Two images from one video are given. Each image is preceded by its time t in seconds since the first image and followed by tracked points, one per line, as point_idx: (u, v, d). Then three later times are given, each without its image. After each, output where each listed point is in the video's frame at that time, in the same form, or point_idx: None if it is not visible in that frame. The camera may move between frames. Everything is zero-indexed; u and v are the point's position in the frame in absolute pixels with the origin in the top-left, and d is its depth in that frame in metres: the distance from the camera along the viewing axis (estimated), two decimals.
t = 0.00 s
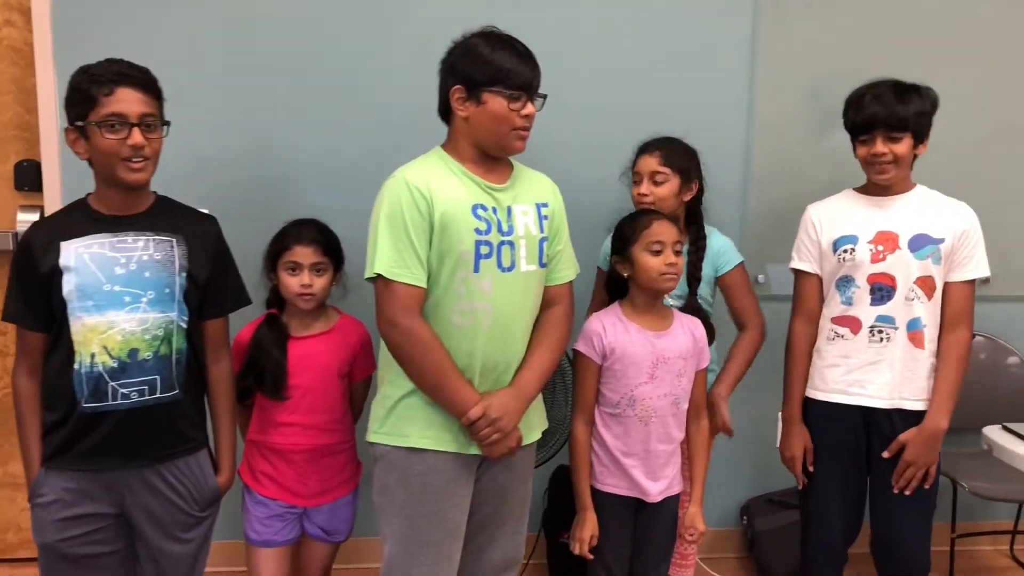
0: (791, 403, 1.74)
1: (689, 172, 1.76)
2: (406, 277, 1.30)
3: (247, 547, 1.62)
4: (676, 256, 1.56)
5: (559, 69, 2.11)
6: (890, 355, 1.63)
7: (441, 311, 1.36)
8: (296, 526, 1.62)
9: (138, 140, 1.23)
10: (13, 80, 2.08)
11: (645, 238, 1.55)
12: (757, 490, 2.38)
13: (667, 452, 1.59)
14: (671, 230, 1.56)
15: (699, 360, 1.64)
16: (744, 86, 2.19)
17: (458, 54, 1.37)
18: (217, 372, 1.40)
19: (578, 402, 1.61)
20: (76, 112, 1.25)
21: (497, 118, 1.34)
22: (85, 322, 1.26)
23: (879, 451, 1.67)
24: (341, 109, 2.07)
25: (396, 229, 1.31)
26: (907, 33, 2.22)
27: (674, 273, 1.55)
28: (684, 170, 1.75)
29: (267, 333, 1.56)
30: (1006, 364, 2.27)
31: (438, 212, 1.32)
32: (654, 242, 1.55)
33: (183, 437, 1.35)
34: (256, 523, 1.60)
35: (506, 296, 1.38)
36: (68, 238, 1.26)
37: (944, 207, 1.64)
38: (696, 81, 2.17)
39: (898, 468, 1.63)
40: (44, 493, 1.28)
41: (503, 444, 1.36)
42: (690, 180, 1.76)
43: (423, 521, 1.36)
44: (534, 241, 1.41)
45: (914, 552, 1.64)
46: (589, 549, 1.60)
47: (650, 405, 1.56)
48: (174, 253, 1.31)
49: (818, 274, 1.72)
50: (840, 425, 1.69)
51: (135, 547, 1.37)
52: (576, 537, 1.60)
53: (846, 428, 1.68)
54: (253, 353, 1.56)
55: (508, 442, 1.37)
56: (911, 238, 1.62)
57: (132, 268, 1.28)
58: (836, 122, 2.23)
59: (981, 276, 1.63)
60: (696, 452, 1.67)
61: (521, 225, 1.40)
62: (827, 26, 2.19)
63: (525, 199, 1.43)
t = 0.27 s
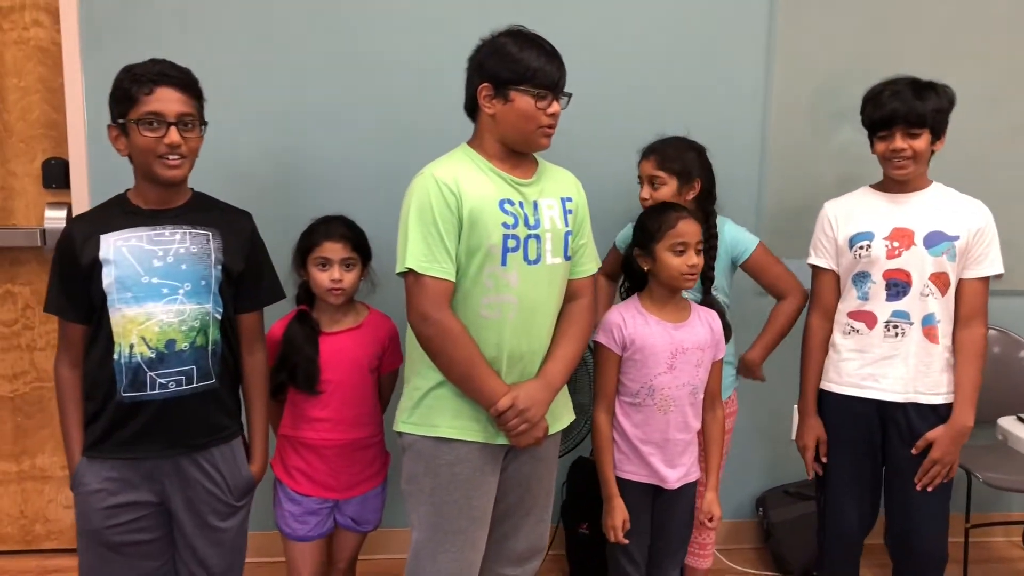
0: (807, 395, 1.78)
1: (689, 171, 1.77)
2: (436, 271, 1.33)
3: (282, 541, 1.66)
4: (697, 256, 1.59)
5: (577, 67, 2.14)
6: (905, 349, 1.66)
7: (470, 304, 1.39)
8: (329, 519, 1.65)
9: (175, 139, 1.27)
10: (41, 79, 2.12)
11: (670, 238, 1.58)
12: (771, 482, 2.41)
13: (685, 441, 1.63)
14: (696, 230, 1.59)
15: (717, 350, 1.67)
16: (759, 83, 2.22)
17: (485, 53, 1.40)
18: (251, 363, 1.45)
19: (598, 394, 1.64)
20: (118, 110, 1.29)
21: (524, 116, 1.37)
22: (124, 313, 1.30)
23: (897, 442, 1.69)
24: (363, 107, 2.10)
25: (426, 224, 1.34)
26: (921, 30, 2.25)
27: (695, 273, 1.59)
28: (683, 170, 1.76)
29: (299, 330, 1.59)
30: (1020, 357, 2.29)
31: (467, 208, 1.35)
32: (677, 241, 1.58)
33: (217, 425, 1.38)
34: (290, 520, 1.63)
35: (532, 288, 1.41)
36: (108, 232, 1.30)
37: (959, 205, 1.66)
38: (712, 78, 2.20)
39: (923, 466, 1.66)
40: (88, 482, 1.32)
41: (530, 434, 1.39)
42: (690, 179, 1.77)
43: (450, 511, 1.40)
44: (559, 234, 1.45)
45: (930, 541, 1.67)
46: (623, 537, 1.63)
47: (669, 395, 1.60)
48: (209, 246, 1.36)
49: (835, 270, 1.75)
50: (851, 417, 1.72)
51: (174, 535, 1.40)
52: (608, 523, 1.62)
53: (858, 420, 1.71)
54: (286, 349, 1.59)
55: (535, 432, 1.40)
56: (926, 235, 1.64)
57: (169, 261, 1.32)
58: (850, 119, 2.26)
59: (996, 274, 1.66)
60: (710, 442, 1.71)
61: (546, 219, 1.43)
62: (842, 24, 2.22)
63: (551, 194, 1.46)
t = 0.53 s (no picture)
0: (805, 386, 1.80)
1: (683, 162, 1.79)
2: (447, 260, 1.36)
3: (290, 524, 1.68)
4: (699, 247, 1.62)
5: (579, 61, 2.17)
6: (906, 338, 1.69)
7: (479, 293, 1.42)
8: (338, 502, 1.68)
9: (189, 133, 1.29)
10: (47, 72, 2.13)
11: (673, 229, 1.61)
12: (769, 469, 2.45)
13: (689, 427, 1.67)
14: (700, 221, 1.62)
15: (718, 338, 1.70)
16: (758, 76, 2.25)
17: (492, 45, 1.42)
18: (263, 352, 1.48)
19: (602, 381, 1.67)
20: (133, 102, 1.31)
21: (533, 108, 1.40)
22: (140, 302, 1.32)
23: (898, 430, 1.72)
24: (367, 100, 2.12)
25: (436, 214, 1.36)
26: (918, 24, 2.28)
27: (696, 264, 1.62)
28: (678, 161, 1.79)
29: (311, 320, 1.62)
30: (1014, 346, 2.33)
31: (476, 198, 1.37)
32: (681, 233, 1.61)
33: (231, 412, 1.42)
34: (300, 499, 1.66)
35: (540, 276, 1.44)
36: (123, 222, 1.32)
37: (950, 195, 1.71)
38: (711, 71, 2.23)
39: (926, 448, 1.70)
40: (105, 470, 1.34)
41: (539, 419, 1.42)
42: (685, 170, 1.79)
43: (461, 495, 1.43)
44: (565, 224, 1.48)
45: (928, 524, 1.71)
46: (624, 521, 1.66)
47: (673, 381, 1.63)
48: (223, 237, 1.38)
49: (831, 261, 1.77)
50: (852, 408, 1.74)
51: (188, 522, 1.43)
52: (608, 510, 1.66)
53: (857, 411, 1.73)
54: (298, 339, 1.62)
55: (543, 418, 1.43)
56: (925, 225, 1.68)
57: (184, 251, 1.34)
58: (847, 112, 2.30)
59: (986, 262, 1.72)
60: (711, 427, 1.74)
61: (553, 209, 1.46)
62: (839, 18, 2.25)
63: (556, 184, 1.49)
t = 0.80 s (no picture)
0: (802, 381, 1.78)
1: (666, 149, 1.82)
2: (440, 249, 1.38)
3: (280, 509, 1.70)
4: (687, 236, 1.65)
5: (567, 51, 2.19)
6: (893, 327, 1.72)
7: (471, 280, 1.44)
8: (329, 491, 1.70)
9: (184, 122, 1.30)
10: (35, 60, 2.13)
11: (662, 219, 1.63)
12: (754, 455, 2.49)
13: (678, 413, 1.69)
14: (688, 211, 1.65)
15: (705, 326, 1.73)
16: (744, 67, 2.28)
17: (481, 35, 1.43)
18: (256, 339, 1.50)
19: (592, 369, 1.70)
20: (127, 92, 1.32)
21: (523, 97, 1.42)
22: (137, 290, 1.33)
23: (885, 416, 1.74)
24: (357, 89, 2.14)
25: (429, 203, 1.38)
26: (901, 16, 2.31)
27: (685, 253, 1.65)
28: (661, 148, 1.81)
29: (304, 306, 1.63)
30: (993, 334, 2.37)
31: (468, 187, 1.39)
32: (670, 222, 1.63)
33: (228, 398, 1.43)
34: (291, 491, 1.67)
35: (530, 263, 1.46)
36: (118, 210, 1.33)
37: (922, 183, 1.77)
38: (697, 62, 2.25)
39: (920, 428, 1.73)
40: (102, 455, 1.36)
41: (531, 405, 1.45)
42: (668, 157, 1.82)
43: (455, 481, 1.45)
44: (553, 211, 1.50)
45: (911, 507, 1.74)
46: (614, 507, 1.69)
47: (661, 368, 1.66)
48: (218, 224, 1.39)
49: (820, 254, 1.75)
50: (843, 398, 1.75)
51: (185, 507, 1.45)
52: (598, 497, 1.69)
53: (847, 400, 1.75)
54: (290, 327, 1.63)
55: (535, 403, 1.46)
56: (908, 217, 1.72)
57: (180, 239, 1.36)
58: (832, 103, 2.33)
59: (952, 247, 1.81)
60: (701, 414, 1.77)
61: (542, 197, 1.48)
62: (824, 10, 2.28)
63: (544, 173, 1.52)
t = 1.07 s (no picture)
0: (798, 372, 1.75)
1: (648, 141, 1.82)
2: (421, 238, 1.38)
3: (256, 497, 1.71)
4: (668, 226, 1.65)
5: (549, 40, 2.19)
6: (871, 315, 1.74)
7: (452, 270, 1.44)
8: (306, 477, 1.71)
9: (166, 107, 1.29)
10: (13, 46, 2.11)
11: (643, 209, 1.64)
12: (734, 444, 2.51)
13: (661, 403, 1.70)
14: (669, 201, 1.65)
15: (687, 316, 1.74)
16: (726, 58, 2.28)
17: (460, 23, 1.43)
18: (237, 328, 1.49)
19: (573, 359, 1.70)
20: (106, 78, 1.30)
21: (502, 85, 1.42)
22: (119, 279, 1.32)
23: (857, 403, 1.76)
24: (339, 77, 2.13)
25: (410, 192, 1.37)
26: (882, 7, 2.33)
27: (666, 243, 1.65)
28: (644, 140, 1.82)
29: (280, 295, 1.64)
30: (970, 325, 2.39)
31: (449, 176, 1.39)
32: (652, 212, 1.64)
33: (210, 387, 1.43)
34: (266, 477, 1.68)
35: (510, 252, 1.47)
36: (97, 198, 1.32)
37: (897, 171, 1.79)
38: (679, 53, 2.26)
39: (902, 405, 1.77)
40: (85, 445, 1.35)
41: (512, 393, 1.46)
42: (650, 149, 1.82)
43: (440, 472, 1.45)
44: (532, 200, 1.51)
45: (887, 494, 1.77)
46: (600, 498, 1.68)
47: (644, 357, 1.66)
48: (199, 213, 1.39)
49: (801, 244, 1.75)
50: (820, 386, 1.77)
51: (168, 497, 1.44)
52: (583, 488, 1.68)
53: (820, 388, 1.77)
54: (266, 314, 1.63)
55: (516, 392, 1.46)
56: (885, 206, 1.74)
57: (161, 227, 1.35)
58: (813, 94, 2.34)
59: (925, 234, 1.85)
60: (683, 404, 1.77)
61: (520, 186, 1.48)
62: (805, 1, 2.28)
63: (522, 161, 1.52)
